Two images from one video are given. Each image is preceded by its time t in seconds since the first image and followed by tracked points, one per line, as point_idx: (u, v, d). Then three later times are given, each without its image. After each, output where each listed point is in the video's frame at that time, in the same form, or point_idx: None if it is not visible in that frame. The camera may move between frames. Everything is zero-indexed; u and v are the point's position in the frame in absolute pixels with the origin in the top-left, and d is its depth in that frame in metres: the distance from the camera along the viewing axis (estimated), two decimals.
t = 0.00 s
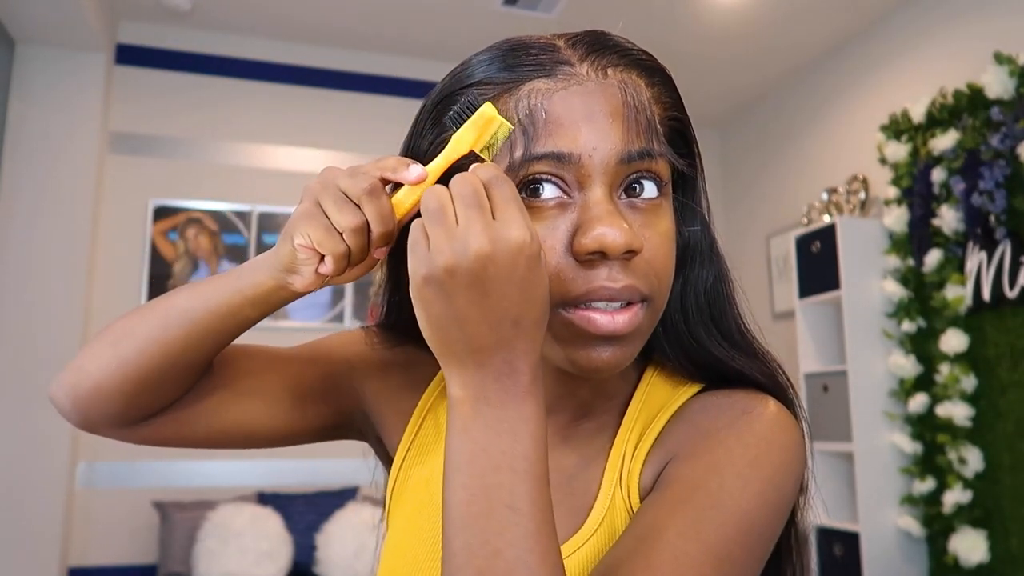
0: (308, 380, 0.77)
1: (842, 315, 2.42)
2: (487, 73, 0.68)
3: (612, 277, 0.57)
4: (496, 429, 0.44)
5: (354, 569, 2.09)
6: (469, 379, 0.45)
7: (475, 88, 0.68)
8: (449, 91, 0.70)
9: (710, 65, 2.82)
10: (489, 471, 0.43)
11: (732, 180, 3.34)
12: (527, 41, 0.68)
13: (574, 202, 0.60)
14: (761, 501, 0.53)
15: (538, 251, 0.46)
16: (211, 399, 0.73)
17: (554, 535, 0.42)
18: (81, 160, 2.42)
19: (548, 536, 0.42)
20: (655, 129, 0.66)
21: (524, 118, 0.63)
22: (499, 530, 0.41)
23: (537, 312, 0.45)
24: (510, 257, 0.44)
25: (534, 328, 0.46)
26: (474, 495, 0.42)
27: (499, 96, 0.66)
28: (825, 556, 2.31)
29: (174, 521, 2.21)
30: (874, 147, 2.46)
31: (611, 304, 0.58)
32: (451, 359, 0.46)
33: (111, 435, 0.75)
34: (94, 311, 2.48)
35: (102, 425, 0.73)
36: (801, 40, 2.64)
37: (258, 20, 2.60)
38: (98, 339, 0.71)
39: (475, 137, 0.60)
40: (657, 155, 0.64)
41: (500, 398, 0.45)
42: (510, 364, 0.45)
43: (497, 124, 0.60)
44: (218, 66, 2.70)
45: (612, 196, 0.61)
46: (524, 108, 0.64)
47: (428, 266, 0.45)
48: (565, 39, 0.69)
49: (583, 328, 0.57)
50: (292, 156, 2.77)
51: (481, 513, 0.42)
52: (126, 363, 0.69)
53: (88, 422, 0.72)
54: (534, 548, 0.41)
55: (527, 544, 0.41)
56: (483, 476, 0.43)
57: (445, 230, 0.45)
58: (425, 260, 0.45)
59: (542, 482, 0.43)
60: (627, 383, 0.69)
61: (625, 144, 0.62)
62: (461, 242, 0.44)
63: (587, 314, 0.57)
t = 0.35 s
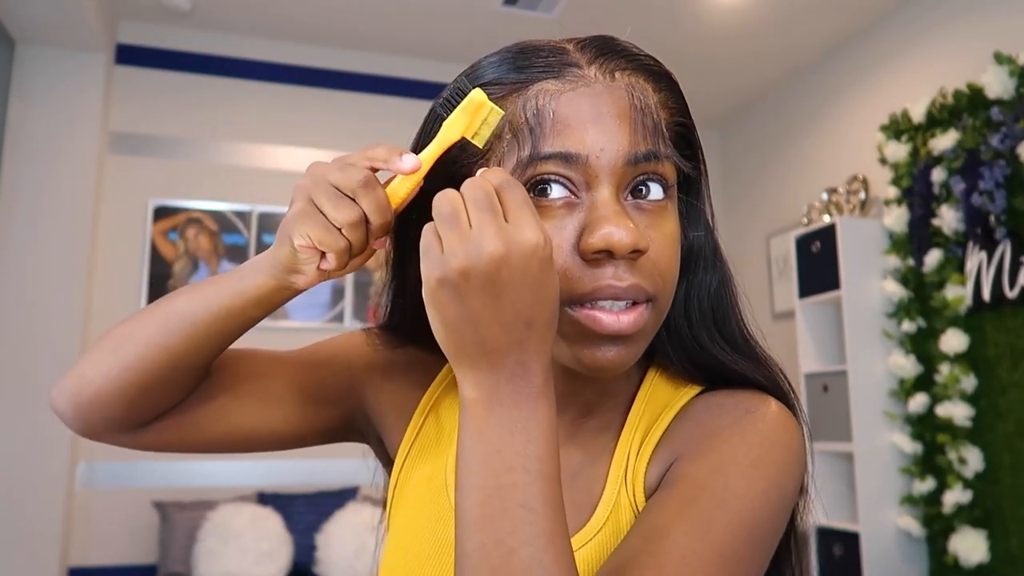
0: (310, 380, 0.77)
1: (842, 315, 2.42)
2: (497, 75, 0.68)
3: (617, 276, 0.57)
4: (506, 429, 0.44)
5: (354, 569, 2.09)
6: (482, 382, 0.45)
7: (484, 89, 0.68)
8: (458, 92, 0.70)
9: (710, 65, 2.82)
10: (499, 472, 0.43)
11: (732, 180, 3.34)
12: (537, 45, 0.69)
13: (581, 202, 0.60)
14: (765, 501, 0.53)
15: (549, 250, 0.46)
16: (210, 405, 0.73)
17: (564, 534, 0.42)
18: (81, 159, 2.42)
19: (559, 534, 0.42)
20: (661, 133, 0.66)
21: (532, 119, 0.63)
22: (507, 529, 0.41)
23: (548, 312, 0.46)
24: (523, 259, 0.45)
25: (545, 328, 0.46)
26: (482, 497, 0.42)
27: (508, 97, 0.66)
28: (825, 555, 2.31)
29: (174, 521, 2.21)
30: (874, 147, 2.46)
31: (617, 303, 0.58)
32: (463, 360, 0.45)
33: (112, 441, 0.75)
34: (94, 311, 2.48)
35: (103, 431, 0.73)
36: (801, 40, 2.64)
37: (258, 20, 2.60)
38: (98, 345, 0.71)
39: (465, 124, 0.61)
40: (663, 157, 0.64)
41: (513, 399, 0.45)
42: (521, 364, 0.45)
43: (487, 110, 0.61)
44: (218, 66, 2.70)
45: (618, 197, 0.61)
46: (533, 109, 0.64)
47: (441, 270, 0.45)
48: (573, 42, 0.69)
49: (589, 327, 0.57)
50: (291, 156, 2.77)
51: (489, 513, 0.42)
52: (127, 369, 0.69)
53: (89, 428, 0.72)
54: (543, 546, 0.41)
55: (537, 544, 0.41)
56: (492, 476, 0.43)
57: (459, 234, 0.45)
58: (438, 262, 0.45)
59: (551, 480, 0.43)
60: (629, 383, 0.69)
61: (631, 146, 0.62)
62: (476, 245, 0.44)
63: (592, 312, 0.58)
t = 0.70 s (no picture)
0: (310, 379, 0.77)
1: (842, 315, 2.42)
2: (498, 75, 0.68)
3: (616, 273, 0.57)
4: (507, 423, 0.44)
5: (354, 569, 2.09)
6: (483, 379, 0.45)
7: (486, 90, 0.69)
8: (459, 93, 0.71)
9: (711, 66, 2.82)
10: (501, 468, 0.43)
11: (732, 180, 3.34)
12: (539, 45, 0.69)
13: (581, 200, 0.60)
14: (766, 499, 0.53)
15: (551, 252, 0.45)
16: (212, 403, 0.73)
17: (566, 530, 0.42)
18: (82, 159, 2.42)
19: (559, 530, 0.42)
20: (661, 133, 0.66)
21: (532, 118, 0.64)
22: (509, 525, 0.41)
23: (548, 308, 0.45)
24: (525, 258, 0.44)
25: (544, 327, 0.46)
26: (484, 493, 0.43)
27: (509, 97, 0.67)
28: (825, 555, 2.31)
29: (174, 521, 2.21)
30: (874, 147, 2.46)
31: (616, 301, 0.58)
32: (464, 358, 0.45)
33: (114, 439, 0.75)
34: (94, 311, 2.48)
35: (105, 428, 0.73)
36: (801, 40, 2.64)
37: (259, 20, 2.60)
38: (100, 341, 0.71)
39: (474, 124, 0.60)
40: (663, 156, 0.64)
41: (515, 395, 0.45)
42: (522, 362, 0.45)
43: (496, 109, 0.60)
44: (218, 66, 2.70)
45: (618, 196, 0.61)
46: (534, 109, 0.64)
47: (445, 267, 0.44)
48: (574, 43, 0.69)
49: (588, 325, 0.57)
50: (292, 156, 2.76)
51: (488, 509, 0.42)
52: (130, 364, 0.68)
53: (91, 426, 0.72)
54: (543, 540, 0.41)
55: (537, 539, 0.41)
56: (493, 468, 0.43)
57: (460, 231, 0.45)
58: (441, 261, 0.45)
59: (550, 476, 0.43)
60: (629, 382, 0.69)
61: (631, 145, 0.62)
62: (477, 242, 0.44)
63: (591, 309, 0.58)
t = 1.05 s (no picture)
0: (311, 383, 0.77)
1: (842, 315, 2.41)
2: (502, 75, 0.68)
3: (620, 274, 0.57)
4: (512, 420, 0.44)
5: (354, 569, 2.09)
6: (485, 379, 0.45)
7: (490, 90, 0.68)
8: (463, 92, 0.70)
9: (711, 66, 2.82)
10: (504, 471, 0.43)
11: (732, 180, 3.34)
12: (543, 45, 0.69)
13: (585, 201, 0.61)
14: (770, 500, 0.53)
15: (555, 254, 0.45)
16: (212, 407, 0.73)
17: (571, 531, 0.42)
18: (82, 159, 2.42)
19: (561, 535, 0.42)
20: (665, 134, 0.66)
21: (537, 119, 0.64)
22: (513, 527, 0.41)
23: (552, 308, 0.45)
24: (528, 257, 0.44)
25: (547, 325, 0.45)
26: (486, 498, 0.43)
27: (513, 97, 0.67)
28: (825, 556, 2.31)
29: (174, 521, 2.21)
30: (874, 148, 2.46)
31: (619, 301, 0.58)
32: (467, 358, 0.45)
33: (114, 442, 0.75)
34: (94, 311, 2.48)
35: (105, 433, 0.73)
36: (801, 39, 2.64)
37: (258, 20, 2.60)
38: (100, 344, 0.71)
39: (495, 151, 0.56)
40: (667, 158, 0.65)
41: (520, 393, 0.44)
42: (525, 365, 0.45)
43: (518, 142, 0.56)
44: (219, 67, 2.70)
45: (622, 196, 0.61)
46: (538, 110, 0.64)
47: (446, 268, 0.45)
48: (578, 43, 0.69)
49: (591, 325, 0.57)
50: (292, 156, 2.76)
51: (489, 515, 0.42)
52: (128, 370, 0.68)
53: (91, 430, 0.72)
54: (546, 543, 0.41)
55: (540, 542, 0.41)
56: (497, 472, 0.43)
57: (462, 233, 0.45)
58: (444, 260, 0.45)
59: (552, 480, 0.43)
60: (631, 382, 0.69)
61: (635, 146, 0.62)
62: (480, 241, 0.44)
63: (594, 310, 0.58)
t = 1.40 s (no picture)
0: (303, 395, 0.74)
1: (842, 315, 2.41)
2: (519, 63, 0.70)
3: (628, 259, 0.57)
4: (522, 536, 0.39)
5: (353, 569, 2.09)
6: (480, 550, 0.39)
7: (506, 76, 0.71)
8: (480, 79, 0.73)
9: (710, 66, 2.83)
10: None
11: (733, 180, 3.34)
12: (561, 37, 0.71)
13: (596, 185, 0.61)
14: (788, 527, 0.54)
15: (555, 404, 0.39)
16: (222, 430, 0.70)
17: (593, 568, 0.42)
18: (81, 159, 2.42)
19: None
20: (678, 126, 0.67)
21: (551, 103, 0.66)
22: None
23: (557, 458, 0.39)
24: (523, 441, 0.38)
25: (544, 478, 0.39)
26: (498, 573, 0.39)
27: (528, 83, 0.69)
28: (825, 555, 2.31)
29: (174, 522, 2.21)
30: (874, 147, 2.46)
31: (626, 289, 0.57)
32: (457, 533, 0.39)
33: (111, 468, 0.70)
34: (94, 311, 2.48)
35: (101, 464, 0.69)
36: (801, 40, 2.64)
37: (259, 20, 2.60)
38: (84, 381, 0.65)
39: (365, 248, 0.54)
40: (679, 148, 0.65)
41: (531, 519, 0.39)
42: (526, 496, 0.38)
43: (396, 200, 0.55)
44: (219, 67, 2.70)
45: (633, 183, 0.62)
46: (552, 94, 0.66)
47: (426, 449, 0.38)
48: (595, 37, 0.71)
49: (597, 310, 0.57)
50: (292, 156, 2.76)
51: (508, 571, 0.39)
52: (103, 412, 0.64)
53: (87, 461, 0.68)
54: None
55: None
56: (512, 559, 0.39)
57: (428, 422, 0.38)
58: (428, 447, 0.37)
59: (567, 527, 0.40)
60: (637, 388, 0.70)
61: (648, 134, 0.63)
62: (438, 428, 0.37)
63: (601, 295, 0.57)
